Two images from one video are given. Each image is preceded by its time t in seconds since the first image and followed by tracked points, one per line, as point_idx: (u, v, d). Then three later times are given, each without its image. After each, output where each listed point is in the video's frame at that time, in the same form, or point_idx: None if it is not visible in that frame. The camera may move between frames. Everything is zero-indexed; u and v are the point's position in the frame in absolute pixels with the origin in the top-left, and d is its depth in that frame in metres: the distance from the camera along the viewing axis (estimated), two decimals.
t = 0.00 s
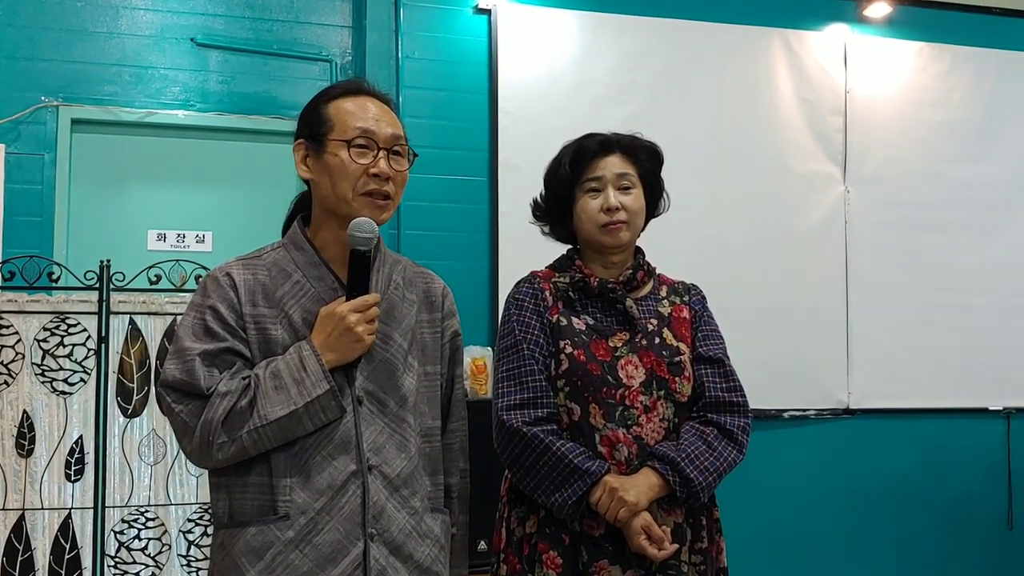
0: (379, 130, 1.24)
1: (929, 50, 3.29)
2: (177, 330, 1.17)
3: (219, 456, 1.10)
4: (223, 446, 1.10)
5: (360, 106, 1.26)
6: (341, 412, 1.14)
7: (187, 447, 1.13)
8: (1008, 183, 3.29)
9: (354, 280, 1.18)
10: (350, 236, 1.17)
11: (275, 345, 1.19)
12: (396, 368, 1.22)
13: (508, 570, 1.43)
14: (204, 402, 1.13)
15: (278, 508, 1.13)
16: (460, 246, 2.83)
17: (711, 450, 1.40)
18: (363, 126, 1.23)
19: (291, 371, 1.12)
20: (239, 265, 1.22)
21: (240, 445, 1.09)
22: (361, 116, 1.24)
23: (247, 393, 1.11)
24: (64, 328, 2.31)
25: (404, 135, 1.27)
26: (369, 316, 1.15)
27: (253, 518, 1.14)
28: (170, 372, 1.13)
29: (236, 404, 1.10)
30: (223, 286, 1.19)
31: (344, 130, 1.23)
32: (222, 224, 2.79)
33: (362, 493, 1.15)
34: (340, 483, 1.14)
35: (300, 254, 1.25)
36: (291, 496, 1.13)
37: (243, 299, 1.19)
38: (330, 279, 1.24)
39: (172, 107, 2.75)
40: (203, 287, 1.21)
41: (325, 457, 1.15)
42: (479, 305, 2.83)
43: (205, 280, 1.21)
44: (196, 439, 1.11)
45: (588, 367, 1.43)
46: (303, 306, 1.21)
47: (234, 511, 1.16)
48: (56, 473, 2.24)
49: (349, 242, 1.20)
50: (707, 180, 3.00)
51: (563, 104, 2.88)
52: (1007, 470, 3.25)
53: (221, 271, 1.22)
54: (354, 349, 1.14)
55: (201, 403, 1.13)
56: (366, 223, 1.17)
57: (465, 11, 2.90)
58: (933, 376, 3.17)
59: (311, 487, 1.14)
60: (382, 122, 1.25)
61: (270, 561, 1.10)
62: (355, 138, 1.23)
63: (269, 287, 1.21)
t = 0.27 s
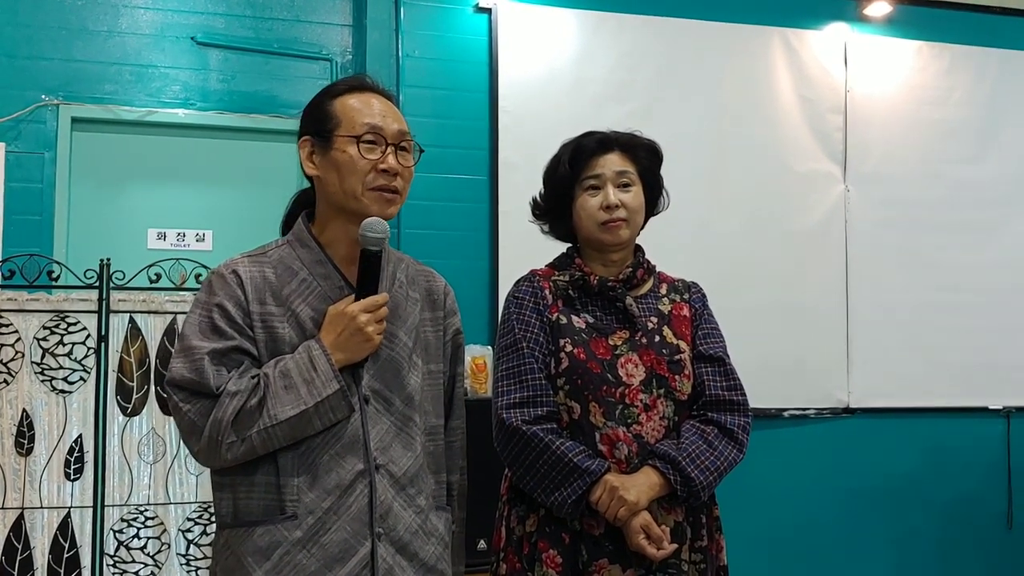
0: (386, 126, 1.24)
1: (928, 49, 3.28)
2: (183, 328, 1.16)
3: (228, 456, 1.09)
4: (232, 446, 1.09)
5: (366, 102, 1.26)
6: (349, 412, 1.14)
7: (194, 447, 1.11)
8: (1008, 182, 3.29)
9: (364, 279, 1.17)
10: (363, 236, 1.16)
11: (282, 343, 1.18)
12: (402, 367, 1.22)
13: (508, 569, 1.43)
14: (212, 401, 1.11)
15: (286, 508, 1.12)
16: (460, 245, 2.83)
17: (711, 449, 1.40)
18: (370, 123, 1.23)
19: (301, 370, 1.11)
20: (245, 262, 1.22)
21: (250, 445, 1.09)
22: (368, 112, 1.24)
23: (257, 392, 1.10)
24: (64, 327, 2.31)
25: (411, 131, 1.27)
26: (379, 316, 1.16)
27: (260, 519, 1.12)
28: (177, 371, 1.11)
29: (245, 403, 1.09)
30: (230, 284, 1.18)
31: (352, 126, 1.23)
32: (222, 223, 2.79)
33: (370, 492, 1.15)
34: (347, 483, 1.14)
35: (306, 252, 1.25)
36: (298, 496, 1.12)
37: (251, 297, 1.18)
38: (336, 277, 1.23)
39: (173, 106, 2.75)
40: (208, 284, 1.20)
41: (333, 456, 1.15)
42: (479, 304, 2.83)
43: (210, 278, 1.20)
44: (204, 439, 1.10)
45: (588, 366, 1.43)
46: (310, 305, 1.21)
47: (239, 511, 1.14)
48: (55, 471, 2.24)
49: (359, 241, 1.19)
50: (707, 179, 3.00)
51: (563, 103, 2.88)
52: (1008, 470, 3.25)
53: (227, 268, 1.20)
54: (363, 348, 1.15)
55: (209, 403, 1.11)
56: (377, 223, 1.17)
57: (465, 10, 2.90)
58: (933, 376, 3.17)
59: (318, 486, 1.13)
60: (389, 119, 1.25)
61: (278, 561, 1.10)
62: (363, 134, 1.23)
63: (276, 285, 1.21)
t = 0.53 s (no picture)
0: (384, 127, 1.24)
1: (925, 49, 3.29)
2: (182, 329, 1.15)
3: (231, 457, 1.09)
4: (235, 446, 1.09)
5: (362, 103, 1.26)
6: (351, 411, 1.15)
7: (196, 448, 1.11)
8: (1004, 183, 3.30)
9: (365, 279, 1.17)
10: (365, 236, 1.15)
11: (283, 343, 1.18)
12: (400, 366, 1.23)
13: (505, 568, 1.44)
14: (214, 402, 1.11)
15: (289, 508, 1.12)
16: (458, 245, 2.83)
17: (708, 449, 1.41)
18: (368, 124, 1.24)
19: (303, 370, 1.11)
20: (244, 262, 1.21)
21: (254, 445, 1.09)
22: (366, 113, 1.25)
23: (260, 392, 1.10)
24: (61, 327, 2.31)
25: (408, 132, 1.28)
26: (380, 316, 1.16)
27: (262, 519, 1.12)
28: (178, 372, 1.11)
29: (248, 403, 1.09)
30: (229, 284, 1.18)
31: (350, 128, 1.23)
32: (220, 223, 2.79)
33: (372, 491, 1.15)
34: (350, 482, 1.15)
35: (303, 252, 1.25)
36: (301, 496, 1.13)
37: (250, 297, 1.18)
38: (334, 277, 1.24)
39: (170, 106, 2.75)
40: (207, 285, 1.19)
41: (335, 456, 1.15)
42: (477, 304, 2.83)
43: (208, 278, 1.20)
44: (207, 440, 1.10)
45: (585, 365, 1.43)
46: (310, 304, 1.21)
47: (240, 512, 1.13)
48: (53, 471, 2.24)
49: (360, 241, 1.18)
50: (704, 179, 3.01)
51: (561, 103, 2.88)
52: (1004, 469, 3.26)
53: (225, 269, 1.20)
54: (364, 348, 1.15)
55: (212, 404, 1.11)
56: (379, 224, 1.16)
57: (463, 10, 2.90)
58: (930, 375, 3.18)
59: (321, 486, 1.13)
60: (387, 121, 1.26)
61: (282, 561, 1.10)
62: (361, 136, 1.23)
63: (275, 285, 1.21)
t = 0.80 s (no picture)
0: (376, 124, 1.25)
1: (922, 51, 3.30)
2: (180, 332, 1.15)
3: (232, 459, 1.08)
4: (236, 448, 1.08)
5: (353, 100, 1.26)
6: (351, 411, 1.14)
7: (196, 451, 1.10)
8: (1001, 184, 3.30)
9: (364, 280, 1.16)
10: (364, 236, 1.15)
11: (280, 344, 1.18)
12: (397, 366, 1.23)
13: (501, 569, 1.43)
14: (214, 403, 1.11)
15: (289, 509, 1.11)
16: (456, 246, 2.83)
17: (704, 450, 1.41)
18: (361, 120, 1.24)
19: (302, 371, 1.11)
20: (239, 263, 1.21)
21: (254, 447, 1.08)
22: (357, 110, 1.25)
23: (260, 393, 1.10)
24: (57, 327, 2.30)
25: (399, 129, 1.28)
26: (379, 316, 1.16)
27: (262, 521, 1.12)
28: (176, 374, 1.10)
29: (248, 405, 1.09)
30: (226, 286, 1.18)
31: (343, 125, 1.24)
32: (217, 223, 2.79)
33: (372, 491, 1.15)
34: (349, 483, 1.14)
35: (299, 253, 1.25)
36: (302, 497, 1.12)
37: (248, 298, 1.17)
38: (330, 277, 1.24)
39: (167, 106, 2.74)
40: (203, 286, 1.19)
41: (335, 456, 1.14)
42: (474, 304, 2.83)
43: (205, 280, 1.19)
44: (207, 442, 1.09)
45: (582, 366, 1.43)
46: (306, 305, 1.21)
47: (239, 515, 1.12)
48: (49, 472, 2.23)
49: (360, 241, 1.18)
50: (701, 180, 3.01)
51: (558, 104, 2.88)
52: (1001, 470, 3.26)
53: (221, 270, 1.20)
54: (363, 348, 1.15)
55: (211, 406, 1.10)
56: (378, 224, 1.16)
57: (460, 10, 2.90)
58: (927, 377, 3.18)
59: (321, 487, 1.13)
60: (379, 117, 1.26)
61: (282, 563, 1.09)
62: (354, 132, 1.23)
63: (272, 286, 1.21)
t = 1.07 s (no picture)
0: (372, 125, 1.25)
1: (920, 52, 3.30)
2: (176, 334, 1.14)
3: (230, 460, 1.08)
4: (234, 449, 1.08)
5: (348, 101, 1.26)
6: (348, 411, 1.14)
7: (194, 453, 1.10)
8: (999, 186, 3.31)
9: (360, 279, 1.16)
10: (360, 236, 1.15)
11: (277, 345, 1.17)
12: (394, 366, 1.23)
13: (499, 570, 1.43)
14: (211, 405, 1.10)
15: (288, 510, 1.11)
16: (454, 247, 2.83)
17: (703, 450, 1.41)
18: (356, 121, 1.24)
19: (299, 371, 1.11)
20: (235, 265, 1.21)
21: (253, 448, 1.08)
22: (353, 111, 1.25)
23: (257, 394, 1.09)
24: (54, 328, 2.30)
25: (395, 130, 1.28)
26: (376, 316, 1.16)
27: (260, 522, 1.11)
28: (173, 377, 1.10)
29: (246, 406, 1.08)
30: (221, 287, 1.17)
31: (339, 125, 1.23)
32: (215, 224, 2.79)
33: (370, 491, 1.15)
34: (348, 483, 1.14)
35: (294, 254, 1.24)
36: (300, 498, 1.12)
37: (244, 299, 1.17)
38: (326, 278, 1.24)
39: (165, 106, 2.74)
40: (199, 288, 1.18)
41: (333, 456, 1.14)
42: (472, 305, 2.83)
43: (200, 282, 1.19)
44: (205, 443, 1.09)
45: (580, 366, 1.43)
46: (303, 305, 1.21)
47: (237, 516, 1.12)
48: (46, 473, 2.23)
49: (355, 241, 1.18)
50: (699, 180, 3.01)
51: (557, 105, 2.88)
52: (999, 471, 3.26)
53: (217, 272, 1.19)
54: (360, 348, 1.15)
55: (209, 407, 1.10)
56: (374, 223, 1.16)
57: (459, 11, 2.90)
58: (925, 377, 3.18)
59: (319, 487, 1.13)
60: (375, 118, 1.26)
61: (281, 564, 1.09)
62: (350, 133, 1.23)
63: (268, 286, 1.20)
